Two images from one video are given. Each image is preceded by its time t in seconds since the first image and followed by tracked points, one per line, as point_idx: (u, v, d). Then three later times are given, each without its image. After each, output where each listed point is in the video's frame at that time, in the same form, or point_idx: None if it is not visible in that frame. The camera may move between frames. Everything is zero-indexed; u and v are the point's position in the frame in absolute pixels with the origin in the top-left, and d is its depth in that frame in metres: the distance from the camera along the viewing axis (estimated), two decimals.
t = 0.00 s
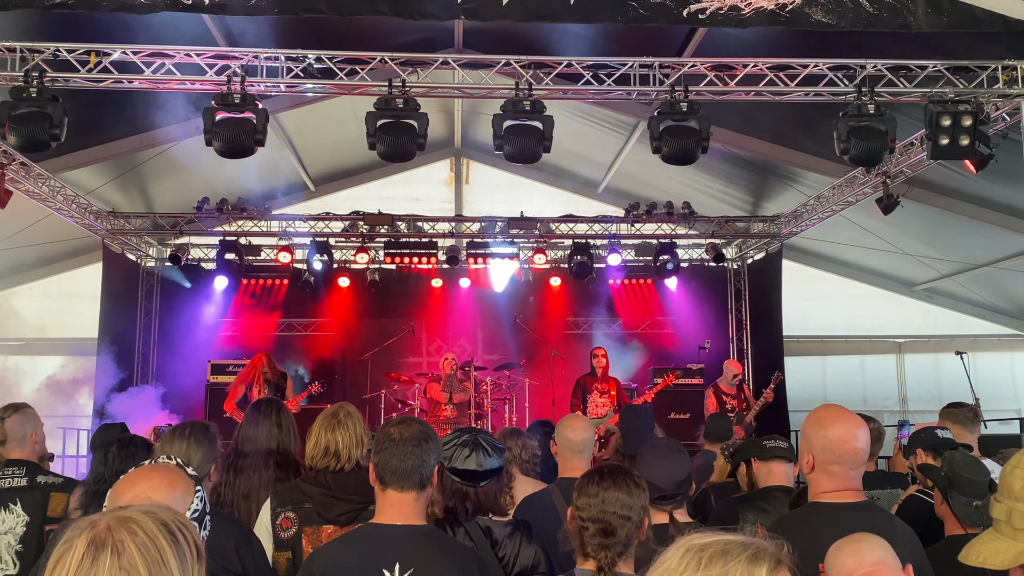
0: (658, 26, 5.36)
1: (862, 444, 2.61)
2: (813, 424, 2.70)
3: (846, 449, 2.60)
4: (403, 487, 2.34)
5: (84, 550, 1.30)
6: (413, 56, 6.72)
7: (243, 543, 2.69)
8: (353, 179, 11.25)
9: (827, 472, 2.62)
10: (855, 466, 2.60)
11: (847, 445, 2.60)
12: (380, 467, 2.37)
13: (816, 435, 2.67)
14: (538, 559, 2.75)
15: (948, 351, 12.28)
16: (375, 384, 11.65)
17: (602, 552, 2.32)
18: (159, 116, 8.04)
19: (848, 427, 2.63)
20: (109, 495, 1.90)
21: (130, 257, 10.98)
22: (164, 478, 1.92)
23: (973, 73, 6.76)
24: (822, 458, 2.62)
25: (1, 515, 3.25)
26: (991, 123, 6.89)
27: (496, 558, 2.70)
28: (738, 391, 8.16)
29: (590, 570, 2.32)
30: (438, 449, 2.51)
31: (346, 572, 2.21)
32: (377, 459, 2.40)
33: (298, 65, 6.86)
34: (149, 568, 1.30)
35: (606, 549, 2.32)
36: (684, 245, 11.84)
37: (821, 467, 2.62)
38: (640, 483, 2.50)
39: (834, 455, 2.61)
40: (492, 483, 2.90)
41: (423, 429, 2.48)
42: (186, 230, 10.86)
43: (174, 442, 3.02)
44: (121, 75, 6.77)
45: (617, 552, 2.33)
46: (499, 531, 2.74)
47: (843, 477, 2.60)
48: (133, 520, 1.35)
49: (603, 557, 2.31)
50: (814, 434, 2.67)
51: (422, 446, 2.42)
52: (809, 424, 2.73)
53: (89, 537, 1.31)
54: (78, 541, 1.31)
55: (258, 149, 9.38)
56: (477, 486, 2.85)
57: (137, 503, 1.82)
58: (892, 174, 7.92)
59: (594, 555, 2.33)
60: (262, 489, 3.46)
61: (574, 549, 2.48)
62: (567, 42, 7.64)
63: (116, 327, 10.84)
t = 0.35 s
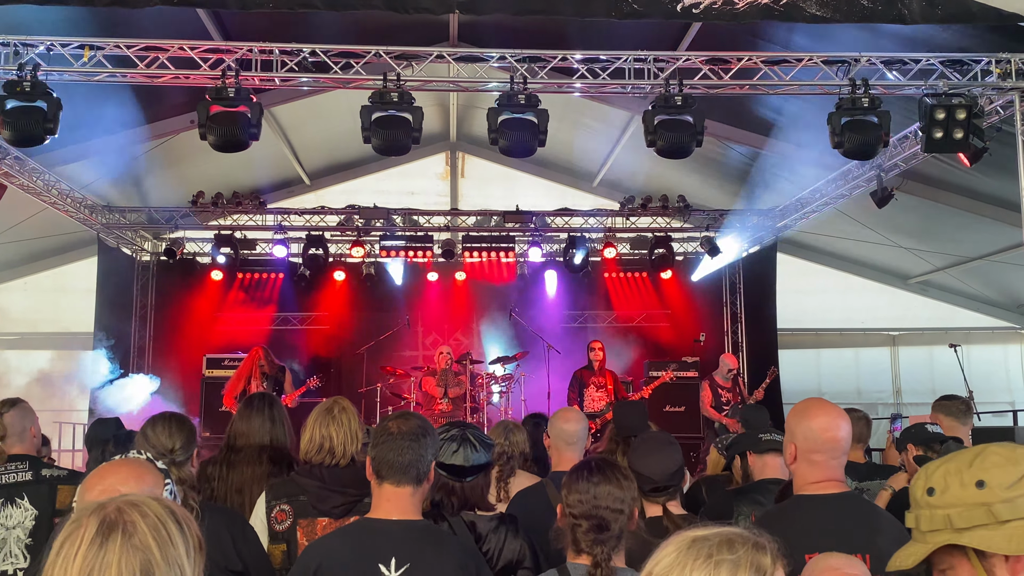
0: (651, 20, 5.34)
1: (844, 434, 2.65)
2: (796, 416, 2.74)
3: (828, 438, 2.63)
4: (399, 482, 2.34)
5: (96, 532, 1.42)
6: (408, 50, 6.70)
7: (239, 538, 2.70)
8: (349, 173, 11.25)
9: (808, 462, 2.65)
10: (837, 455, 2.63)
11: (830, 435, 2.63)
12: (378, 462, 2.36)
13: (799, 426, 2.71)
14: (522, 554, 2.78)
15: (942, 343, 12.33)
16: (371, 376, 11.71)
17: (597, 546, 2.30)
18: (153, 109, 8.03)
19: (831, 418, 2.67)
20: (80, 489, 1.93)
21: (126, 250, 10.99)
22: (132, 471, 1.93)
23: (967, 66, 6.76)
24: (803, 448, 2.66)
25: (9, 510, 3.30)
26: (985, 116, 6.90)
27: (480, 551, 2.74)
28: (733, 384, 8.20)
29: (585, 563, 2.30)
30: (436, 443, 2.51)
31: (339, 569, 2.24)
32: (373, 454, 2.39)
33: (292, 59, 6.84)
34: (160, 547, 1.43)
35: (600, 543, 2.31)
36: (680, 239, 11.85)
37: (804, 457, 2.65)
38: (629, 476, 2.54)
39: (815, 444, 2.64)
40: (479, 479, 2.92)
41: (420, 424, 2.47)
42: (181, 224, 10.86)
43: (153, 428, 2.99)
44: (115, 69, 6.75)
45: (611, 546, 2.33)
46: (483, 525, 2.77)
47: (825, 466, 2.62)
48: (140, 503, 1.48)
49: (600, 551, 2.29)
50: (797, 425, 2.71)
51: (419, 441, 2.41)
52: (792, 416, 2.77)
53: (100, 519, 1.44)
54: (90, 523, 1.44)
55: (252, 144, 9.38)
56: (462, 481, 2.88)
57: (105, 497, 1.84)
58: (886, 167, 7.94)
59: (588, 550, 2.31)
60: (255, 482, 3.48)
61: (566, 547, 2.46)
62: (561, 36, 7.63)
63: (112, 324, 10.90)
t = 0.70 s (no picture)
0: (646, 16, 5.32)
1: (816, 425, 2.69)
2: (767, 417, 2.77)
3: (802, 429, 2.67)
4: (406, 480, 2.34)
5: (90, 539, 1.40)
6: (403, 46, 6.68)
7: (230, 537, 2.69)
8: (343, 169, 11.22)
9: (792, 457, 2.66)
10: (813, 441, 2.66)
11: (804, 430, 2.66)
12: (385, 460, 2.37)
13: (772, 425, 2.73)
14: (500, 550, 2.87)
15: (938, 339, 12.36)
16: (367, 373, 11.71)
17: (590, 545, 2.31)
18: (147, 107, 8.01)
19: (799, 412, 2.72)
20: (50, 493, 1.95)
21: (121, 249, 10.98)
22: (103, 471, 1.95)
23: (961, 61, 6.75)
24: (783, 446, 2.67)
25: None
26: (980, 112, 6.90)
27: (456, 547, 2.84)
28: (729, 380, 8.20)
29: (578, 562, 2.30)
30: (444, 444, 2.52)
31: (338, 564, 2.22)
32: (382, 451, 2.40)
33: (286, 55, 6.82)
34: (153, 553, 1.41)
35: (592, 542, 2.31)
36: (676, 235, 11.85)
37: (783, 454, 2.67)
38: (618, 472, 2.53)
39: (792, 437, 2.67)
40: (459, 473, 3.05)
41: (429, 424, 2.48)
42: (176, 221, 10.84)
43: (165, 436, 2.91)
44: (108, 66, 6.73)
45: (603, 544, 2.33)
46: (459, 522, 2.87)
47: (807, 457, 2.64)
48: (133, 507, 1.45)
49: (592, 551, 2.30)
50: (770, 425, 2.73)
51: (428, 441, 2.43)
52: (764, 419, 2.79)
53: (92, 526, 1.42)
54: (83, 530, 1.42)
55: (247, 140, 9.36)
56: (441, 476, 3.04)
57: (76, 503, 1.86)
58: (882, 163, 7.95)
59: (580, 549, 2.31)
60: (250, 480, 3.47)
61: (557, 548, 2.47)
62: (556, 31, 7.62)
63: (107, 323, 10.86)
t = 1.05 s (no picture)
0: (643, 17, 5.31)
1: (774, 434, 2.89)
2: (734, 447, 2.92)
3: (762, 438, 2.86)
4: (411, 482, 2.35)
5: (101, 541, 1.42)
6: (400, 47, 6.68)
7: (233, 536, 2.70)
8: (341, 170, 11.22)
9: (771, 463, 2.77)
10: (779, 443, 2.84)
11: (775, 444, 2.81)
12: (391, 461, 2.37)
13: (744, 447, 2.87)
14: (495, 547, 2.85)
15: (936, 337, 12.39)
16: (366, 373, 11.72)
17: (587, 546, 2.34)
18: (145, 108, 8.02)
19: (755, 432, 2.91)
20: (53, 495, 1.96)
21: (119, 250, 10.99)
22: (105, 474, 1.94)
23: (959, 60, 6.75)
24: (759, 460, 2.79)
25: None
26: (978, 110, 6.91)
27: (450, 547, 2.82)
28: (728, 379, 8.22)
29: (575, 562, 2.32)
30: (450, 446, 2.54)
31: (339, 562, 2.23)
32: (387, 453, 2.41)
33: (284, 57, 6.82)
34: (167, 551, 1.43)
35: (589, 543, 2.35)
36: (674, 235, 11.86)
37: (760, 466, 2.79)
38: (616, 474, 2.54)
39: (761, 448, 2.82)
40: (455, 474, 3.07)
41: (436, 426, 2.50)
42: (175, 222, 10.84)
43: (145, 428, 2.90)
44: (107, 67, 6.73)
45: (601, 545, 2.36)
46: (455, 520, 2.85)
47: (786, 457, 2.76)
48: (143, 509, 1.48)
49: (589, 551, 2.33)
50: (740, 451, 2.88)
51: (435, 443, 2.44)
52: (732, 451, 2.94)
53: (104, 528, 1.43)
54: (94, 533, 1.43)
55: (245, 141, 9.36)
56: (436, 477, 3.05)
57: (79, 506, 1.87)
58: (879, 162, 7.95)
59: (577, 550, 2.35)
60: (250, 481, 3.47)
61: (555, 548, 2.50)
62: (553, 32, 7.63)
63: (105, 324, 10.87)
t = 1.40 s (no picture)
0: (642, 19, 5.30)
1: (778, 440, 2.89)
2: (736, 449, 2.90)
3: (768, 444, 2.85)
4: (402, 484, 2.35)
5: (102, 548, 1.41)
6: (400, 49, 6.68)
7: (235, 538, 2.70)
8: (341, 172, 11.21)
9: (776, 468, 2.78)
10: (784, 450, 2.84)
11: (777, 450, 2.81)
12: (381, 464, 2.37)
13: (745, 450, 2.86)
14: (498, 549, 2.86)
15: (936, 338, 12.38)
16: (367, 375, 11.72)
17: (590, 546, 2.34)
18: (146, 110, 8.02)
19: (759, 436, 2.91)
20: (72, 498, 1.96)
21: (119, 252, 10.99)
22: (126, 476, 1.97)
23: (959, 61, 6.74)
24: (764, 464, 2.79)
25: None
26: (977, 112, 6.90)
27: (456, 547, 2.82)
28: (728, 380, 8.22)
29: (579, 562, 2.32)
30: (439, 447, 2.54)
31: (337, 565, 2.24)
32: (377, 456, 2.41)
33: (283, 59, 6.82)
34: (167, 558, 1.43)
35: (593, 544, 2.34)
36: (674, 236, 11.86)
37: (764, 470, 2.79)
38: (619, 476, 2.54)
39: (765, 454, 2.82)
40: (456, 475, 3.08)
41: (425, 427, 2.51)
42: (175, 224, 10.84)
43: (166, 441, 2.86)
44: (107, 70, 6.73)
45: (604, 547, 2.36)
46: (457, 522, 2.85)
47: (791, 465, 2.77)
48: (142, 517, 1.47)
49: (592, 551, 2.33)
50: (743, 453, 2.87)
51: (423, 444, 2.45)
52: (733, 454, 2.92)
53: (104, 535, 1.42)
54: (94, 540, 1.42)
55: (245, 144, 9.36)
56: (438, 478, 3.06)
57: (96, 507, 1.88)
58: (879, 163, 7.95)
59: (581, 551, 2.34)
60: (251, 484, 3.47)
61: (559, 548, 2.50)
62: (553, 33, 7.63)
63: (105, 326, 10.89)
